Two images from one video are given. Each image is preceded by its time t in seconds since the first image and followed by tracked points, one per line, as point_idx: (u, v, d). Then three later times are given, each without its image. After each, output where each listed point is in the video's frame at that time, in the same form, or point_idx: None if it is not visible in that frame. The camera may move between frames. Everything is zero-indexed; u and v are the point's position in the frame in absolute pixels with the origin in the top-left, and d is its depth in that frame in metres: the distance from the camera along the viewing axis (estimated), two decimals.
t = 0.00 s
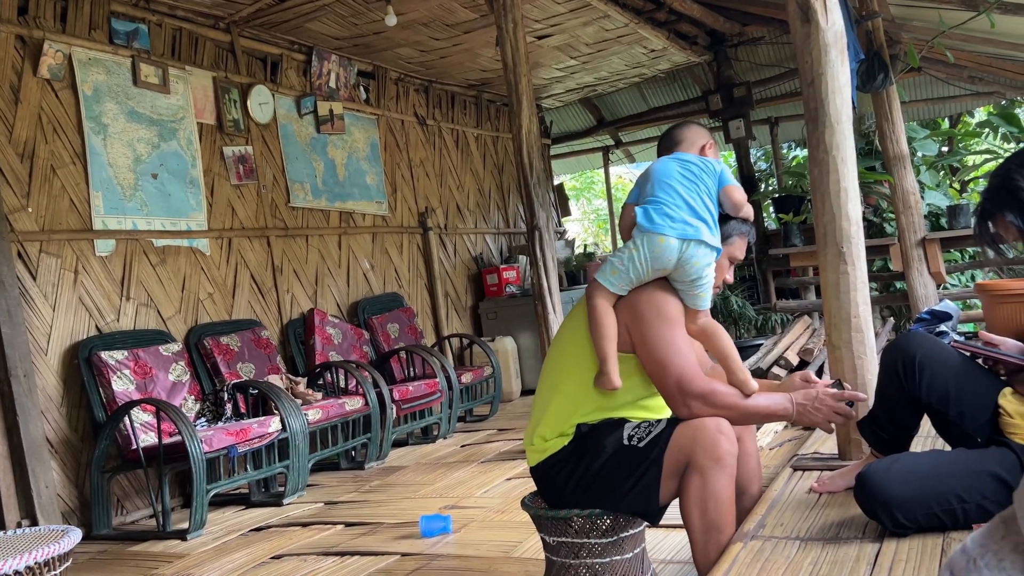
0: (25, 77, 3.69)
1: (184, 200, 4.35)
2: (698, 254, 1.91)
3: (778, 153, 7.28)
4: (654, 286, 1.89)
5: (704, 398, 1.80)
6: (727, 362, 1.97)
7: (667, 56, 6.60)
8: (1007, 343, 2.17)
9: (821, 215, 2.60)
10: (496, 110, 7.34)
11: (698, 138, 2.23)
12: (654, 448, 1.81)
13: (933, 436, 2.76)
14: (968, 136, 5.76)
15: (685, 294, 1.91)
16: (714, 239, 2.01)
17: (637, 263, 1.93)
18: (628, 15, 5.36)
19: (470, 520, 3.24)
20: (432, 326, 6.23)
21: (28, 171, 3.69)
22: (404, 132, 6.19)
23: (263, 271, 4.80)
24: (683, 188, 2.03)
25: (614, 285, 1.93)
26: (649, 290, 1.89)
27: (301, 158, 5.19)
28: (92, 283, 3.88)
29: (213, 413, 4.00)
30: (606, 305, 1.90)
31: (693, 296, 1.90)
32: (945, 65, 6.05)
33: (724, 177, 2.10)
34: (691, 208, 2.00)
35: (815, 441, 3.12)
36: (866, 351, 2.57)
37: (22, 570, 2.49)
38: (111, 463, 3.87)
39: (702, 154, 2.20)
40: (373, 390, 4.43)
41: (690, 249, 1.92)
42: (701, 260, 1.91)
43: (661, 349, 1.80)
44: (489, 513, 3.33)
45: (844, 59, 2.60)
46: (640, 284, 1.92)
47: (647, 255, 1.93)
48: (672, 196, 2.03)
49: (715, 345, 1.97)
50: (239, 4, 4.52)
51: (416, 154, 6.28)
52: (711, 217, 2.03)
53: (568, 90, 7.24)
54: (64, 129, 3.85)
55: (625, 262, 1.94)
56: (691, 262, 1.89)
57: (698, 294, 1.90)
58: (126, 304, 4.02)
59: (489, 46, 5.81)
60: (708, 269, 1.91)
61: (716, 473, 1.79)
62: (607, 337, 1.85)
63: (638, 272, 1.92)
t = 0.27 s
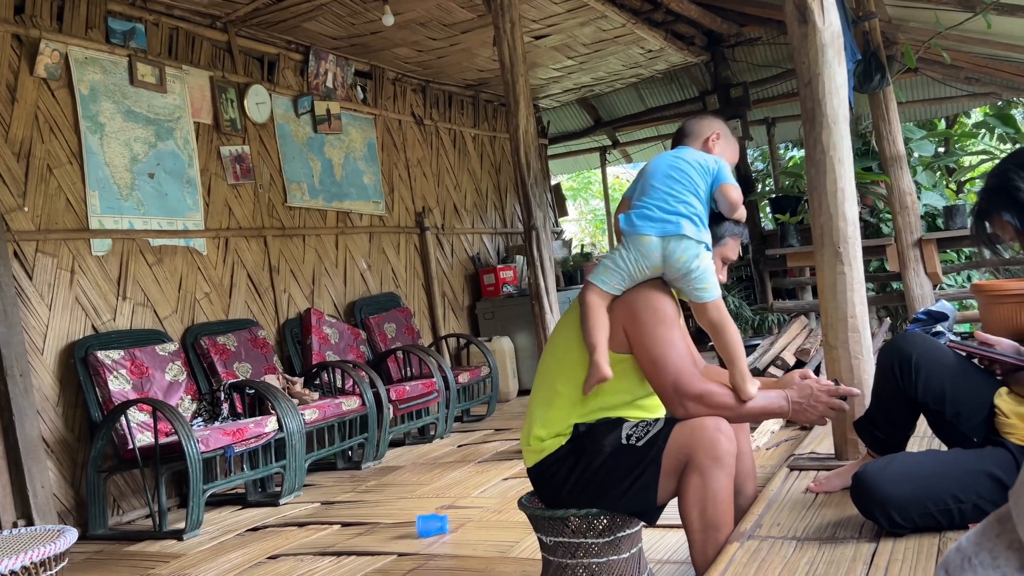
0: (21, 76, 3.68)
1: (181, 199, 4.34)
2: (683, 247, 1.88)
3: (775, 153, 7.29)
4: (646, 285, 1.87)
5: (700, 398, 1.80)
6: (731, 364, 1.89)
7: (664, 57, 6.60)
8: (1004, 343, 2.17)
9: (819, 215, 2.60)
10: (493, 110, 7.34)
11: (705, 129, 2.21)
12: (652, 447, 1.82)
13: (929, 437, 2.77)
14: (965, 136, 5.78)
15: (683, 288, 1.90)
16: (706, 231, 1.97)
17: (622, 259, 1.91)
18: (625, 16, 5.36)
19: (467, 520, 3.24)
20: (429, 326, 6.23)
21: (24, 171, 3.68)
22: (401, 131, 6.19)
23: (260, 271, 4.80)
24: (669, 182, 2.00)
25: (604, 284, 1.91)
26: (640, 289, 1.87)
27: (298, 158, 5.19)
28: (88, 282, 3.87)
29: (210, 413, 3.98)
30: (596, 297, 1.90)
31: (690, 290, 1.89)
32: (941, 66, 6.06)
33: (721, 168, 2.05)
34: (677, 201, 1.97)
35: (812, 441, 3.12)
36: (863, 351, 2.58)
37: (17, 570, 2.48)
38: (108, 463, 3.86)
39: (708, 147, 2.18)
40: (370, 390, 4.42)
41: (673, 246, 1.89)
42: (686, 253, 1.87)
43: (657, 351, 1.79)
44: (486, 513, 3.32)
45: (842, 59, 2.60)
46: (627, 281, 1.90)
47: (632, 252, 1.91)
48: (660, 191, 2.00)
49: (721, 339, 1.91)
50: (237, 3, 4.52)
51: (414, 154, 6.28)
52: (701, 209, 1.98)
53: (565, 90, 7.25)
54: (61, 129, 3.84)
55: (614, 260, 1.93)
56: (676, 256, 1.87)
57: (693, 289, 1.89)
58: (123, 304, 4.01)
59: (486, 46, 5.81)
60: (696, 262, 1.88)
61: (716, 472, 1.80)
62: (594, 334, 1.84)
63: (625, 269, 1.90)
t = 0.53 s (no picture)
0: (16, 75, 3.67)
1: (176, 199, 4.33)
2: (671, 248, 1.86)
3: (771, 154, 7.30)
4: (637, 283, 1.87)
5: (693, 399, 1.80)
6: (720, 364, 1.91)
7: (660, 58, 6.61)
8: (998, 345, 2.17)
9: (814, 216, 2.60)
10: (489, 110, 7.35)
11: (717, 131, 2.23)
12: (646, 447, 1.83)
13: (924, 437, 2.77)
14: (960, 138, 5.79)
15: (673, 289, 1.89)
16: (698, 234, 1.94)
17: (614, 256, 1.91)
18: (621, 17, 5.37)
19: (462, 520, 3.23)
20: (425, 326, 6.23)
21: (19, 170, 3.67)
22: (398, 132, 6.19)
23: (256, 271, 4.79)
24: (669, 180, 1.97)
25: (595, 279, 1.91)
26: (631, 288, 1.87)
27: (294, 158, 5.18)
28: (83, 283, 3.86)
29: (205, 414, 3.96)
30: (592, 290, 1.89)
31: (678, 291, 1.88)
32: (936, 68, 6.08)
33: (725, 171, 2.03)
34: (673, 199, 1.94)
35: (807, 441, 3.13)
36: (858, 352, 2.58)
37: (11, 571, 2.47)
38: (103, 463, 3.85)
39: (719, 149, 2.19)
40: (366, 390, 4.42)
41: (660, 245, 1.88)
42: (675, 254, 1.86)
43: (650, 350, 1.78)
44: (481, 513, 3.32)
45: (837, 60, 2.61)
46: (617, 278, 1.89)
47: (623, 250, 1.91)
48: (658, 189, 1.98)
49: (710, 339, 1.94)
50: (233, 3, 4.52)
51: (410, 155, 6.27)
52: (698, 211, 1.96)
53: (562, 91, 7.25)
54: (56, 128, 3.83)
55: (606, 257, 1.92)
56: (663, 257, 1.85)
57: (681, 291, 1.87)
58: (118, 304, 4.00)
59: (483, 47, 5.81)
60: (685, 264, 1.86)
61: (708, 473, 1.79)
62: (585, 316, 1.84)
63: (616, 267, 1.90)
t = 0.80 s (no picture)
0: (10, 75, 3.66)
1: (171, 200, 4.33)
2: (678, 241, 1.89)
3: (766, 156, 7.31)
4: (639, 280, 1.86)
5: (691, 400, 1.80)
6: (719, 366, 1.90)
7: (656, 60, 6.61)
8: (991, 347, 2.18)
9: (809, 218, 2.61)
10: (485, 111, 7.35)
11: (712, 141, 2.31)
12: (644, 450, 1.82)
13: (918, 439, 2.78)
14: (954, 140, 5.81)
15: (676, 284, 1.89)
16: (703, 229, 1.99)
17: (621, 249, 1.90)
18: (617, 18, 5.37)
19: (457, 522, 3.23)
20: (420, 327, 6.22)
21: (13, 171, 3.66)
22: (393, 133, 6.18)
23: (250, 271, 4.78)
24: (674, 178, 2.03)
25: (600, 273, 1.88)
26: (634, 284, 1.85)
27: (289, 159, 5.18)
28: (77, 283, 3.85)
29: (199, 415, 3.96)
30: (600, 286, 1.84)
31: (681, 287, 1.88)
32: (930, 70, 6.10)
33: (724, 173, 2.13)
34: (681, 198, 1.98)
35: (802, 443, 3.13)
36: (853, 354, 2.59)
37: (4, 573, 2.47)
38: (96, 464, 3.84)
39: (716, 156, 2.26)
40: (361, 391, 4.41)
41: (667, 238, 1.90)
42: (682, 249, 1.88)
43: (651, 350, 1.77)
44: (476, 515, 3.32)
45: (832, 63, 2.61)
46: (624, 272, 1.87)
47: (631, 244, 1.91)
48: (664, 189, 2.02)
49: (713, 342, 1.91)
50: (228, 3, 4.51)
51: (405, 156, 6.27)
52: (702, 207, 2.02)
53: (557, 92, 7.25)
54: (50, 129, 3.82)
55: (612, 251, 1.91)
56: (671, 249, 1.87)
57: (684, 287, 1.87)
58: (112, 305, 3.99)
59: (479, 48, 5.81)
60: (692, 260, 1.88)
61: (705, 473, 1.80)
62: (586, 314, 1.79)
63: (622, 261, 1.89)
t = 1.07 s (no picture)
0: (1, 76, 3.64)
1: (164, 201, 4.31)
2: (687, 236, 1.94)
3: (759, 159, 7.33)
4: (633, 283, 1.86)
5: (688, 402, 1.84)
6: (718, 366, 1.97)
7: (650, 63, 6.62)
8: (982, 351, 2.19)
9: (801, 222, 2.61)
10: (479, 114, 7.36)
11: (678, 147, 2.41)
12: (645, 456, 1.82)
13: (909, 443, 2.78)
14: (946, 144, 5.83)
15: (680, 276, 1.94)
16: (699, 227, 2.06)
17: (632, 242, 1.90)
18: (611, 22, 5.38)
19: (449, 525, 3.23)
20: (413, 330, 6.22)
21: (4, 172, 3.64)
22: (387, 135, 6.18)
23: (243, 273, 4.77)
24: (674, 177, 2.06)
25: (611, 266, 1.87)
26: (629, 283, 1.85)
27: (282, 161, 5.17)
28: (69, 285, 3.84)
29: (191, 417, 3.94)
30: (602, 275, 1.83)
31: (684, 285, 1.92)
32: (922, 75, 6.13)
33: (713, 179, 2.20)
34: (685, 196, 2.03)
35: (794, 446, 3.14)
36: (844, 358, 2.60)
37: None
38: (87, 467, 3.82)
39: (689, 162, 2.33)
40: (354, 394, 4.41)
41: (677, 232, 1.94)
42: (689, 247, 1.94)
43: (649, 354, 1.77)
44: (468, 518, 3.32)
45: (824, 67, 2.62)
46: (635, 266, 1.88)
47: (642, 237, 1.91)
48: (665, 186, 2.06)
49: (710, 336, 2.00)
50: (221, 5, 4.50)
51: (399, 158, 6.27)
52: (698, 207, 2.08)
53: (551, 95, 7.26)
54: (42, 129, 3.80)
55: (621, 244, 1.91)
56: (682, 243, 1.92)
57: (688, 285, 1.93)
58: (104, 306, 3.98)
59: (473, 51, 5.81)
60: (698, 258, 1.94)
61: (712, 474, 1.83)
62: (614, 308, 1.76)
63: (634, 254, 1.89)
